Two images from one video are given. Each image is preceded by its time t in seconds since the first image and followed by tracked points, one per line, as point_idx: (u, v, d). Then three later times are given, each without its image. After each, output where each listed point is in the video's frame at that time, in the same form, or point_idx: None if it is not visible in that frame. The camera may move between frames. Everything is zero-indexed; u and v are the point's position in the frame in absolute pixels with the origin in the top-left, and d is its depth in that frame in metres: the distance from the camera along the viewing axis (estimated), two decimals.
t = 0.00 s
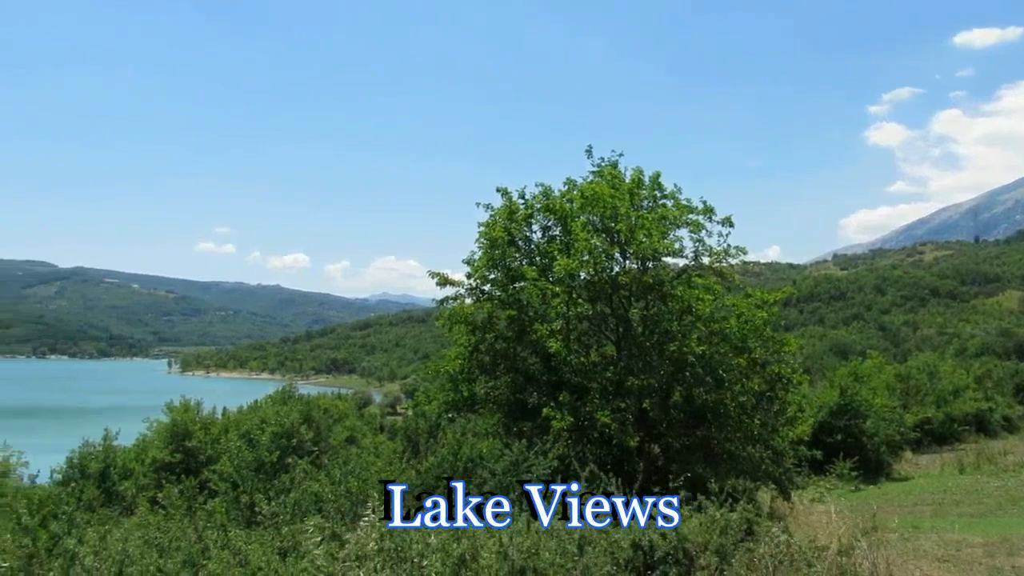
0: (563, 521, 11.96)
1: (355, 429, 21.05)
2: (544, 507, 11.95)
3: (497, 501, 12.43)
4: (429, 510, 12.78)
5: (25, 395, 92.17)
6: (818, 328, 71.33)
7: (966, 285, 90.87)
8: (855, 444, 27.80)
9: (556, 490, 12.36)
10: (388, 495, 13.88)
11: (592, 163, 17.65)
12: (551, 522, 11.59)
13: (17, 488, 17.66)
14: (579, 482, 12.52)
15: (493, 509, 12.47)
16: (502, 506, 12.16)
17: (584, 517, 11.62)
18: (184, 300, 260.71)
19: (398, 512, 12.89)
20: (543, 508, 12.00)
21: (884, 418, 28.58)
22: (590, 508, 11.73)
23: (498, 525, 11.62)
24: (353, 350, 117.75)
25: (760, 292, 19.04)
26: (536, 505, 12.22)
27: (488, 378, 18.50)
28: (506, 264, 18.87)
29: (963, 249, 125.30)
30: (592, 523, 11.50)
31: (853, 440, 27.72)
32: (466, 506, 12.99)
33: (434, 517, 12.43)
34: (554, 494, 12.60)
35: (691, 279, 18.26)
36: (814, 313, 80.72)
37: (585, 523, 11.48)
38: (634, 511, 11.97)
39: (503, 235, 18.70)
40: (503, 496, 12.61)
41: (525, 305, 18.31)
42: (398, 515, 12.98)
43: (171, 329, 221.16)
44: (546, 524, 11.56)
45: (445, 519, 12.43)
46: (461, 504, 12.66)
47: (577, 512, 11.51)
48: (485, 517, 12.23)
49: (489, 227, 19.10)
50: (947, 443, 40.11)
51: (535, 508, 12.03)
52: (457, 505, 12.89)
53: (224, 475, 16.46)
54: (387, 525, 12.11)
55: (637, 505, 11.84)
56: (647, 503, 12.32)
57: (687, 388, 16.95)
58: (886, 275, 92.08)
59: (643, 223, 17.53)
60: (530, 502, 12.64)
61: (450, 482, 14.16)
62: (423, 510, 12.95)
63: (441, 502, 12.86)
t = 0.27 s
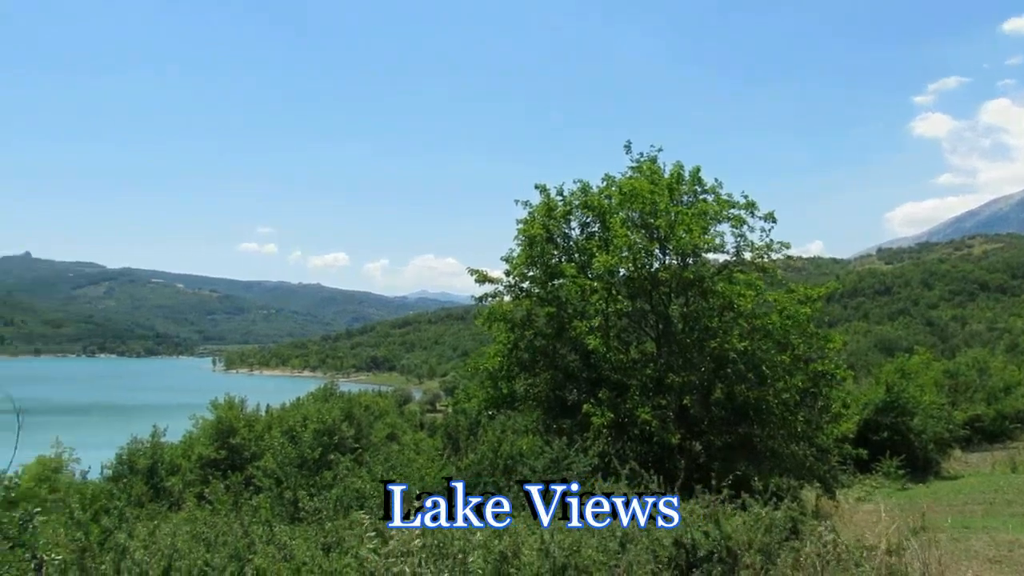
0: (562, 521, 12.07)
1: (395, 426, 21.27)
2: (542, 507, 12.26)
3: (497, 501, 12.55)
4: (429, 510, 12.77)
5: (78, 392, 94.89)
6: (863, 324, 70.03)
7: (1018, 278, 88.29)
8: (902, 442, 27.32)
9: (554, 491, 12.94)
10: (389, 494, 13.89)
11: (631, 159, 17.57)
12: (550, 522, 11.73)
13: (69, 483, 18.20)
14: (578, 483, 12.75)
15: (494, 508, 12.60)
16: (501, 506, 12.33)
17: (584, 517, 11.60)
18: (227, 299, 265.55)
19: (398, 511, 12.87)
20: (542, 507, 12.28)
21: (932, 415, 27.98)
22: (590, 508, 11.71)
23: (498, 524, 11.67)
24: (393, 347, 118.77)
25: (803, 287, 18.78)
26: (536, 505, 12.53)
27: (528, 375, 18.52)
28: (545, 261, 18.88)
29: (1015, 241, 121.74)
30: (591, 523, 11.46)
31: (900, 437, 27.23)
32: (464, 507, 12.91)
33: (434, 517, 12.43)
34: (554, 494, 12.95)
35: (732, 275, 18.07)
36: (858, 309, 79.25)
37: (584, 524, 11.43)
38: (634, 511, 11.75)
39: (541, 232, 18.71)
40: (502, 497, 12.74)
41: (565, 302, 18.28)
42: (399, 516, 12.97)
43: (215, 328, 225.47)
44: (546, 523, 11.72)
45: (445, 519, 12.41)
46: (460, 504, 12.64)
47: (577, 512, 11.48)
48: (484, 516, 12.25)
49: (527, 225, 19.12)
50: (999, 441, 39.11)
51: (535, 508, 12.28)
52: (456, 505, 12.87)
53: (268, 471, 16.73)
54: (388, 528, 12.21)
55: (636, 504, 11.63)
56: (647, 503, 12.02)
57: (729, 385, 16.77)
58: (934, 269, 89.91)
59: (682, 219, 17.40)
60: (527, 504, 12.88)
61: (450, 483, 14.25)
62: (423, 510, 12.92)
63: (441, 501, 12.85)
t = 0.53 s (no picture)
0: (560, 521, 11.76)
1: (430, 421, 21.42)
2: (542, 507, 11.97)
3: (497, 502, 12.26)
4: (429, 510, 12.37)
5: (121, 387, 97.11)
6: (903, 318, 68.78)
7: None
8: (945, 438, 27.01)
9: (554, 491, 12.82)
10: (389, 493, 13.55)
11: (665, 152, 17.46)
12: (550, 521, 11.42)
13: (114, 476, 18.62)
14: (577, 485, 12.68)
15: (496, 509, 12.32)
16: (502, 508, 12.07)
17: (585, 516, 11.44)
18: (263, 295, 269.41)
19: (397, 512, 12.32)
20: (543, 508, 12.07)
21: (975, 410, 27.42)
22: (590, 508, 11.55)
23: (498, 526, 11.36)
24: (427, 343, 119.48)
25: (842, 280, 18.49)
26: (536, 504, 12.27)
27: (562, 370, 18.49)
28: (578, 256, 18.82)
29: None
30: (591, 522, 11.25)
31: (943, 433, 26.92)
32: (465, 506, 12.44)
33: (434, 517, 12.05)
34: (554, 495, 12.82)
35: (769, 268, 17.85)
36: (898, 303, 77.84)
37: (585, 524, 11.18)
38: (634, 511, 11.69)
39: (574, 227, 18.67)
40: (504, 497, 12.53)
41: (599, 297, 18.18)
42: (398, 515, 12.48)
43: (251, 325, 228.78)
44: (544, 523, 11.38)
45: (446, 519, 12.05)
46: (461, 504, 12.26)
47: (577, 511, 11.24)
48: (485, 518, 11.92)
49: (560, 219, 19.07)
50: None
51: (535, 508, 12.02)
52: (457, 505, 12.47)
53: (305, 465, 16.92)
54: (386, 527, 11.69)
55: (636, 504, 11.61)
56: (647, 504, 11.95)
57: (766, 379, 16.53)
58: (977, 262, 87.88)
59: (717, 212, 17.23)
60: (528, 503, 12.63)
61: (450, 482, 13.73)
62: (423, 510, 12.54)
63: (442, 501, 12.46)
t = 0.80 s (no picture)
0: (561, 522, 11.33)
1: (464, 415, 21.50)
2: (543, 507, 11.37)
3: (497, 501, 11.46)
4: (429, 510, 11.98)
5: (162, 381, 99.10)
6: (945, 312, 67.48)
7: None
8: (989, 434, 26.49)
9: (554, 491, 12.40)
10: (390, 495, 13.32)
11: (700, 145, 17.29)
12: (551, 522, 10.94)
13: (154, 468, 18.98)
14: (578, 484, 12.30)
15: (494, 509, 11.40)
16: (502, 507, 11.33)
17: (584, 517, 11.17)
18: (297, 291, 272.74)
19: (397, 512, 12.16)
20: (543, 508, 11.44)
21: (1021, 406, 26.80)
22: (590, 508, 11.29)
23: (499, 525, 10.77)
24: (460, 337, 119.94)
25: (882, 273, 18.17)
26: (536, 505, 11.58)
27: (596, 365, 18.42)
28: (612, 250, 18.72)
29: None
30: (591, 523, 10.99)
31: (986, 430, 26.41)
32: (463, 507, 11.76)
33: (434, 517, 11.58)
34: (554, 495, 12.33)
35: (806, 262, 17.59)
36: (939, 296, 76.32)
37: (585, 524, 10.93)
38: (634, 511, 11.41)
39: (608, 221, 18.59)
40: (502, 496, 11.58)
41: (633, 291, 18.04)
42: (399, 516, 12.21)
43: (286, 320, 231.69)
44: (545, 523, 10.89)
45: (446, 519, 11.57)
46: (461, 504, 11.65)
47: (577, 512, 10.99)
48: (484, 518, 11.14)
49: (594, 214, 18.99)
50: None
51: (535, 507, 11.42)
52: (457, 505, 11.95)
53: (341, 458, 17.08)
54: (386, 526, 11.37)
55: (636, 504, 11.38)
56: (647, 504, 11.81)
57: (804, 374, 16.29)
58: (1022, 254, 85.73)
59: (754, 205, 17.02)
60: (528, 502, 11.85)
61: (450, 482, 13.27)
62: (423, 510, 12.17)
63: (441, 501, 12.03)
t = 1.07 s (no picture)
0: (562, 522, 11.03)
1: (492, 412, 21.52)
2: (544, 507, 11.19)
3: (498, 501, 11.37)
4: (428, 510, 11.66)
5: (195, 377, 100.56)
6: (983, 307, 66.19)
7: None
8: None
9: (554, 491, 12.20)
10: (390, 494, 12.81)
11: (729, 139, 17.12)
12: (550, 522, 10.79)
13: (188, 463, 19.26)
14: (578, 483, 12.10)
15: (495, 509, 11.36)
16: (502, 507, 11.29)
17: (585, 517, 10.96)
18: (325, 288, 274.96)
19: (397, 511, 11.74)
20: (543, 508, 11.19)
21: None
22: (590, 508, 11.10)
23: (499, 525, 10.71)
24: (487, 334, 120.05)
25: (918, 268, 17.86)
26: (536, 505, 11.35)
27: (626, 361, 18.32)
28: (641, 246, 18.60)
29: None
30: (591, 523, 10.78)
31: None
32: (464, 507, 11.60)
33: (434, 517, 11.33)
34: (555, 495, 12.11)
35: (840, 257, 17.35)
36: (975, 291, 74.91)
37: (585, 523, 10.72)
38: (634, 511, 11.27)
39: (637, 217, 18.49)
40: (503, 497, 11.55)
41: (662, 288, 17.89)
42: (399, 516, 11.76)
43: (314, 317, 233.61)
44: (545, 523, 10.75)
45: (447, 519, 11.35)
46: (462, 504, 11.50)
47: (577, 511, 10.82)
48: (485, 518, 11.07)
49: (622, 210, 18.90)
50: None
51: (536, 508, 11.18)
52: (457, 505, 11.69)
53: (371, 454, 17.20)
54: (384, 527, 11.06)
55: (636, 504, 11.22)
56: (647, 504, 11.62)
57: (837, 370, 16.06)
58: None
59: (785, 199, 16.82)
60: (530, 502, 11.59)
61: (450, 482, 13.07)
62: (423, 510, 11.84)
63: (442, 501, 11.72)
